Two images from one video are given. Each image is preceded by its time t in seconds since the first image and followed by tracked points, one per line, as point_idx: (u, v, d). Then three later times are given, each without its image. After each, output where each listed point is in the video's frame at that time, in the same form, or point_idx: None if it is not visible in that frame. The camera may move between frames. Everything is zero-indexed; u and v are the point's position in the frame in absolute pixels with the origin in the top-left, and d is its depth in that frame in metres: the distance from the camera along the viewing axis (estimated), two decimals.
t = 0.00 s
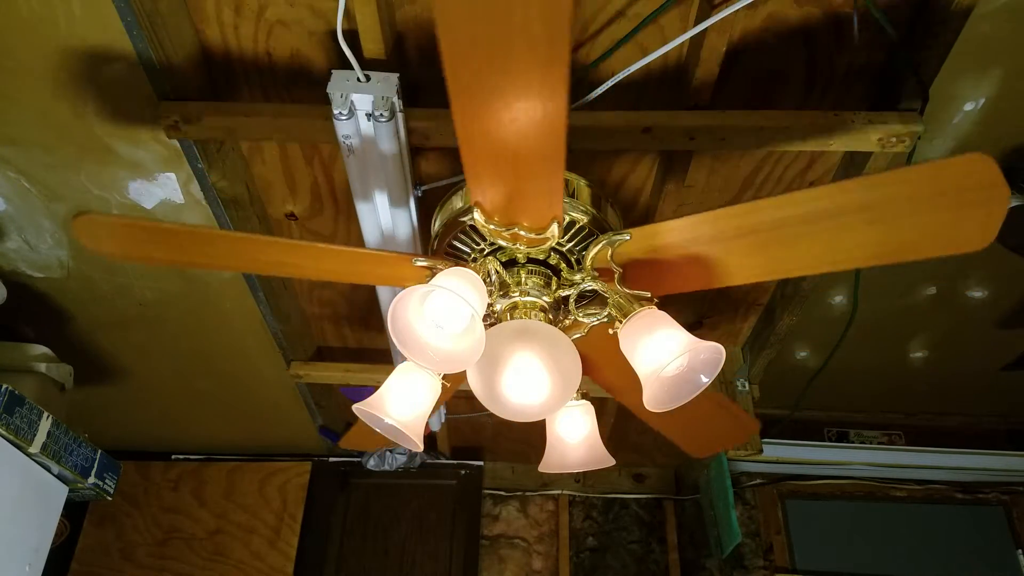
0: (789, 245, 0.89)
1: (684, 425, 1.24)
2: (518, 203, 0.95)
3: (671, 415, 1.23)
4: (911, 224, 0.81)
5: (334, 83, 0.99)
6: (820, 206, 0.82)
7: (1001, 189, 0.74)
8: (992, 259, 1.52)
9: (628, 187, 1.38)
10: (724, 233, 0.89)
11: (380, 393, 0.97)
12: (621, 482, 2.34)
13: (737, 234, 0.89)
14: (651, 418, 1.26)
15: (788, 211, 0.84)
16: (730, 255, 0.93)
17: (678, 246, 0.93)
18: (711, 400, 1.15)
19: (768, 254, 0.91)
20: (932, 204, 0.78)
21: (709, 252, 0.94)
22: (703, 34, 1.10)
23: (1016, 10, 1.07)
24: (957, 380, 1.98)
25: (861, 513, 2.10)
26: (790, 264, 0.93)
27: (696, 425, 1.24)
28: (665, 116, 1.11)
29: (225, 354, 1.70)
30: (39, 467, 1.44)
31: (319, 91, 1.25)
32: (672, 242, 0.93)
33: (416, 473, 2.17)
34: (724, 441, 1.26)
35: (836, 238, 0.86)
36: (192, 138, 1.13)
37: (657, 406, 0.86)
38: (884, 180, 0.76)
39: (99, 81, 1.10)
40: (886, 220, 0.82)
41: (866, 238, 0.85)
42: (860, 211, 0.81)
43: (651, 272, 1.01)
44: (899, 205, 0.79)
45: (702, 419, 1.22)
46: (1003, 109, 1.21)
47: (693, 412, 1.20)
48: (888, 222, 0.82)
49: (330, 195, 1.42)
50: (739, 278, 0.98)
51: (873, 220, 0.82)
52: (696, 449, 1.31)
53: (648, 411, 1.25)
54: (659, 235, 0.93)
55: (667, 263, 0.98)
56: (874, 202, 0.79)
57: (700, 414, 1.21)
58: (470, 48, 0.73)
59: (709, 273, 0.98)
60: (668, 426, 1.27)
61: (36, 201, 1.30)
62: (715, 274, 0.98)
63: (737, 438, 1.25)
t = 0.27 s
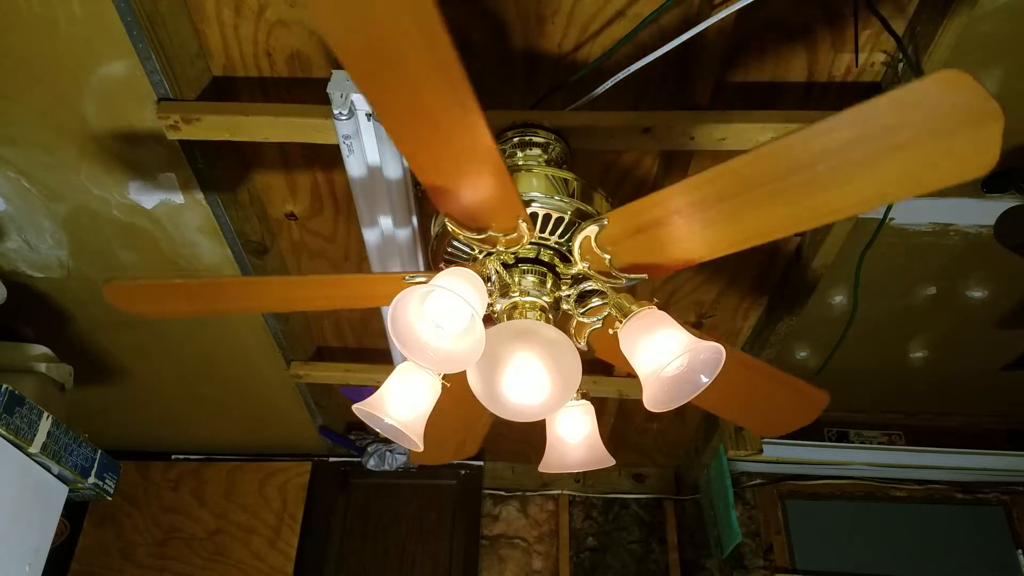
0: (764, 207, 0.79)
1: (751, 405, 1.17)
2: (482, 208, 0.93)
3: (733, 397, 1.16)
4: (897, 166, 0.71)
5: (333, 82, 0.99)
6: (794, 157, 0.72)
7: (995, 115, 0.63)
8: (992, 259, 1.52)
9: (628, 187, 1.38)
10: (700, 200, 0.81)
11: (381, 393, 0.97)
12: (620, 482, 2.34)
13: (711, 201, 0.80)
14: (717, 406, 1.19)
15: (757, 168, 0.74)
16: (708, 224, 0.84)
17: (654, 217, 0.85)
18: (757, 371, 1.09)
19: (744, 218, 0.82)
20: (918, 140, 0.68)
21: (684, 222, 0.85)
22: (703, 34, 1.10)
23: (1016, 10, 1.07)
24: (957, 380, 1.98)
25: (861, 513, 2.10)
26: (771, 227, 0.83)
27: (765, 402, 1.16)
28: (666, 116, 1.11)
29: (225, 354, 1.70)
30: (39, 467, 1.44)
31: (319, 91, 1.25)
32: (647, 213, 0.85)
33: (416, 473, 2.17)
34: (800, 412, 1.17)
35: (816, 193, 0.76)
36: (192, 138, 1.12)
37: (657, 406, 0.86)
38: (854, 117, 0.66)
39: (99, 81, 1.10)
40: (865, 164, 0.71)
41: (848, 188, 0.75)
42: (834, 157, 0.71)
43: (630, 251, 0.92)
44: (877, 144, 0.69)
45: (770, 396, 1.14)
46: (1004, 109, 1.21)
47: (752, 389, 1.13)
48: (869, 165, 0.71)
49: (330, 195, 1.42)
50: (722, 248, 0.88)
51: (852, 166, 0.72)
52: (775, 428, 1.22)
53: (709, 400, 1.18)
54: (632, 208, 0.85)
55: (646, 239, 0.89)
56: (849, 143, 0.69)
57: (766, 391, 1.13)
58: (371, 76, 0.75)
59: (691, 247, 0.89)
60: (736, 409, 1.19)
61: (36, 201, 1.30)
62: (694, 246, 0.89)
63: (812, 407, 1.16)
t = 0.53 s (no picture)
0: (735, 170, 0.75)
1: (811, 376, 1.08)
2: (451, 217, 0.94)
3: (790, 369, 1.08)
4: (864, 102, 0.65)
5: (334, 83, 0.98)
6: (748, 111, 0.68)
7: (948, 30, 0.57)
8: (992, 259, 1.52)
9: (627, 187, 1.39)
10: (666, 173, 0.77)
11: (381, 393, 0.97)
12: (620, 482, 2.35)
13: (676, 174, 0.76)
14: (776, 381, 1.12)
15: (710, 131, 0.70)
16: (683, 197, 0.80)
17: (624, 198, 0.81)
18: (800, 340, 1.02)
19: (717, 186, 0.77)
20: (873, 74, 0.62)
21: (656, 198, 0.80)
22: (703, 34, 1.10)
23: (1016, 10, 1.07)
24: (957, 380, 1.98)
25: (861, 513, 2.10)
26: (745, 190, 0.77)
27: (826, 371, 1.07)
28: (665, 116, 1.11)
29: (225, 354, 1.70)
30: (39, 467, 1.44)
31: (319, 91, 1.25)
32: (617, 194, 0.81)
33: (416, 473, 2.17)
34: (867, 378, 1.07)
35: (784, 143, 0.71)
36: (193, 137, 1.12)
37: (656, 407, 0.86)
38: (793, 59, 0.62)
39: (99, 81, 1.10)
40: (825, 107, 0.66)
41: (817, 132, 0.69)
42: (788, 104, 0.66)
43: (612, 236, 0.89)
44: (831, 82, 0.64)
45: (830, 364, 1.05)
46: (1004, 109, 1.21)
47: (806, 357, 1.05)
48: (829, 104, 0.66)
49: (330, 195, 1.42)
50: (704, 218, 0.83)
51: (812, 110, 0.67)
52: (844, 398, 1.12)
53: (766, 376, 1.11)
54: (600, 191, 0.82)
55: (622, 221, 0.85)
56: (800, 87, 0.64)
57: (823, 359, 1.04)
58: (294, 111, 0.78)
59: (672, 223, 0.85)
60: (797, 382, 1.11)
61: (36, 201, 1.30)
62: (670, 220, 0.84)
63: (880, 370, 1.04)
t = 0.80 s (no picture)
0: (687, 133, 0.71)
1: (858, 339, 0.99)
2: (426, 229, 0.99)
3: (835, 335, 0.99)
4: (794, 43, 0.60)
5: (334, 82, 0.99)
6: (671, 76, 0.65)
7: None
8: (992, 259, 1.52)
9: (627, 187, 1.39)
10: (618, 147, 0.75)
11: (381, 393, 0.97)
12: (620, 482, 2.35)
13: (628, 148, 0.75)
14: (823, 349, 1.02)
15: (639, 99, 0.68)
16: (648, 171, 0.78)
17: (588, 182, 0.80)
18: (831, 302, 0.93)
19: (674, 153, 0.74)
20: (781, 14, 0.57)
21: (619, 174, 0.79)
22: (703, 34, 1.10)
23: (1016, 10, 1.07)
24: (957, 380, 1.98)
25: (861, 513, 2.10)
26: (701, 149, 0.73)
27: (874, 330, 0.97)
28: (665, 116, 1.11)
29: (225, 354, 1.70)
30: (39, 467, 1.44)
31: (320, 91, 1.25)
32: (580, 177, 0.81)
33: (416, 473, 2.17)
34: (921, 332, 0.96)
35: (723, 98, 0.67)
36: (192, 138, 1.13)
37: (656, 407, 0.86)
38: (682, 21, 0.59)
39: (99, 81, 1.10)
40: (750, 55, 0.61)
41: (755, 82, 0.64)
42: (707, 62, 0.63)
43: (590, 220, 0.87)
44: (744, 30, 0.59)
45: (877, 322, 0.95)
46: (1004, 109, 1.21)
47: (847, 318, 0.96)
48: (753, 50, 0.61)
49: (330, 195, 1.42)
50: (677, 189, 0.80)
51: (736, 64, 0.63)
52: (902, 358, 1.01)
53: (811, 346, 1.03)
54: (561, 175, 0.82)
55: (593, 200, 0.84)
56: (710, 41, 0.61)
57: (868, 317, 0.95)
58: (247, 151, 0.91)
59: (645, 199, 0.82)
60: (846, 347, 1.01)
61: (36, 201, 1.30)
62: (639, 191, 0.81)
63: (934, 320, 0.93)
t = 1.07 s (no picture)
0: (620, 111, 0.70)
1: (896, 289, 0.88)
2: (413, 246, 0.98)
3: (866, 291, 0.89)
4: None
5: (334, 82, 1.00)
6: (574, 57, 0.65)
7: None
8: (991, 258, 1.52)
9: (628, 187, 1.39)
10: (557, 136, 0.75)
11: (381, 393, 0.97)
12: (621, 482, 2.34)
13: (566, 134, 0.74)
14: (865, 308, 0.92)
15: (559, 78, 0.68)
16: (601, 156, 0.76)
17: (542, 174, 0.80)
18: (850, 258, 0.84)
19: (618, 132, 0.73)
20: None
21: (567, 163, 0.78)
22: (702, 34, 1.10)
23: (1015, 10, 1.07)
24: (958, 379, 1.98)
25: (861, 513, 2.10)
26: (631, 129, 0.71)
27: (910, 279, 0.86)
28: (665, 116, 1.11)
29: (225, 355, 1.70)
30: (38, 467, 1.44)
31: (319, 91, 1.25)
32: (534, 170, 0.81)
33: (416, 473, 2.17)
34: (965, 272, 0.84)
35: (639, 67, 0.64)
36: (192, 138, 1.13)
37: (656, 407, 0.86)
38: None
39: (99, 81, 1.10)
40: (643, 21, 0.59)
41: (652, 43, 0.62)
42: (608, 37, 0.62)
43: (560, 210, 0.87)
44: (628, 3, 0.58)
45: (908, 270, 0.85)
46: (1004, 109, 1.21)
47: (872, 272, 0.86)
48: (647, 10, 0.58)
49: (330, 195, 1.42)
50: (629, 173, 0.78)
51: (634, 31, 0.61)
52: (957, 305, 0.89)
53: (850, 308, 0.93)
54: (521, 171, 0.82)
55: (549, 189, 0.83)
56: (596, 15, 0.60)
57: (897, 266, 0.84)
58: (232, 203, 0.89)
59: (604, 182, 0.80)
60: (889, 304, 0.91)
61: (36, 201, 1.30)
62: (589, 179, 0.80)
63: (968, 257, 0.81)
